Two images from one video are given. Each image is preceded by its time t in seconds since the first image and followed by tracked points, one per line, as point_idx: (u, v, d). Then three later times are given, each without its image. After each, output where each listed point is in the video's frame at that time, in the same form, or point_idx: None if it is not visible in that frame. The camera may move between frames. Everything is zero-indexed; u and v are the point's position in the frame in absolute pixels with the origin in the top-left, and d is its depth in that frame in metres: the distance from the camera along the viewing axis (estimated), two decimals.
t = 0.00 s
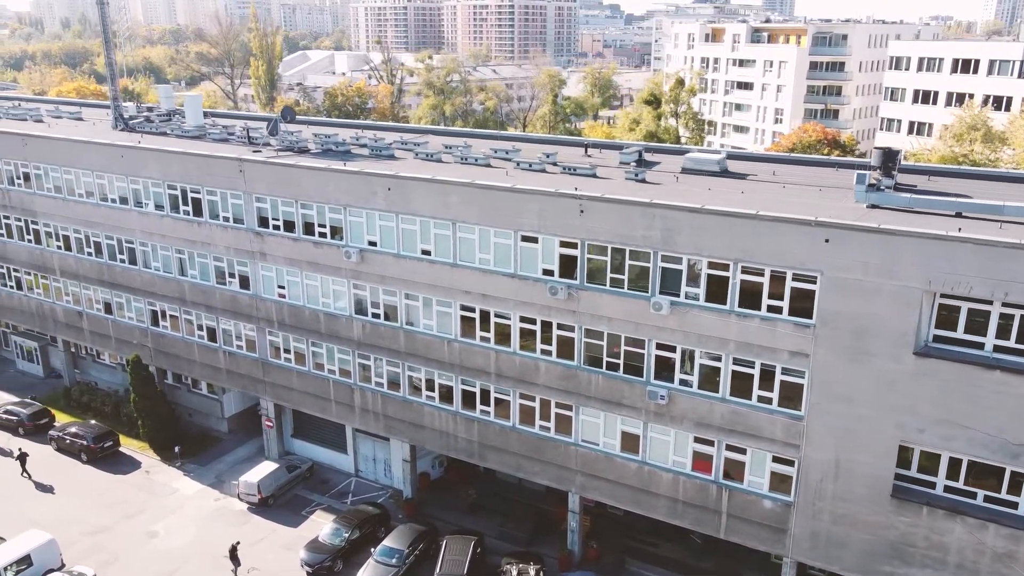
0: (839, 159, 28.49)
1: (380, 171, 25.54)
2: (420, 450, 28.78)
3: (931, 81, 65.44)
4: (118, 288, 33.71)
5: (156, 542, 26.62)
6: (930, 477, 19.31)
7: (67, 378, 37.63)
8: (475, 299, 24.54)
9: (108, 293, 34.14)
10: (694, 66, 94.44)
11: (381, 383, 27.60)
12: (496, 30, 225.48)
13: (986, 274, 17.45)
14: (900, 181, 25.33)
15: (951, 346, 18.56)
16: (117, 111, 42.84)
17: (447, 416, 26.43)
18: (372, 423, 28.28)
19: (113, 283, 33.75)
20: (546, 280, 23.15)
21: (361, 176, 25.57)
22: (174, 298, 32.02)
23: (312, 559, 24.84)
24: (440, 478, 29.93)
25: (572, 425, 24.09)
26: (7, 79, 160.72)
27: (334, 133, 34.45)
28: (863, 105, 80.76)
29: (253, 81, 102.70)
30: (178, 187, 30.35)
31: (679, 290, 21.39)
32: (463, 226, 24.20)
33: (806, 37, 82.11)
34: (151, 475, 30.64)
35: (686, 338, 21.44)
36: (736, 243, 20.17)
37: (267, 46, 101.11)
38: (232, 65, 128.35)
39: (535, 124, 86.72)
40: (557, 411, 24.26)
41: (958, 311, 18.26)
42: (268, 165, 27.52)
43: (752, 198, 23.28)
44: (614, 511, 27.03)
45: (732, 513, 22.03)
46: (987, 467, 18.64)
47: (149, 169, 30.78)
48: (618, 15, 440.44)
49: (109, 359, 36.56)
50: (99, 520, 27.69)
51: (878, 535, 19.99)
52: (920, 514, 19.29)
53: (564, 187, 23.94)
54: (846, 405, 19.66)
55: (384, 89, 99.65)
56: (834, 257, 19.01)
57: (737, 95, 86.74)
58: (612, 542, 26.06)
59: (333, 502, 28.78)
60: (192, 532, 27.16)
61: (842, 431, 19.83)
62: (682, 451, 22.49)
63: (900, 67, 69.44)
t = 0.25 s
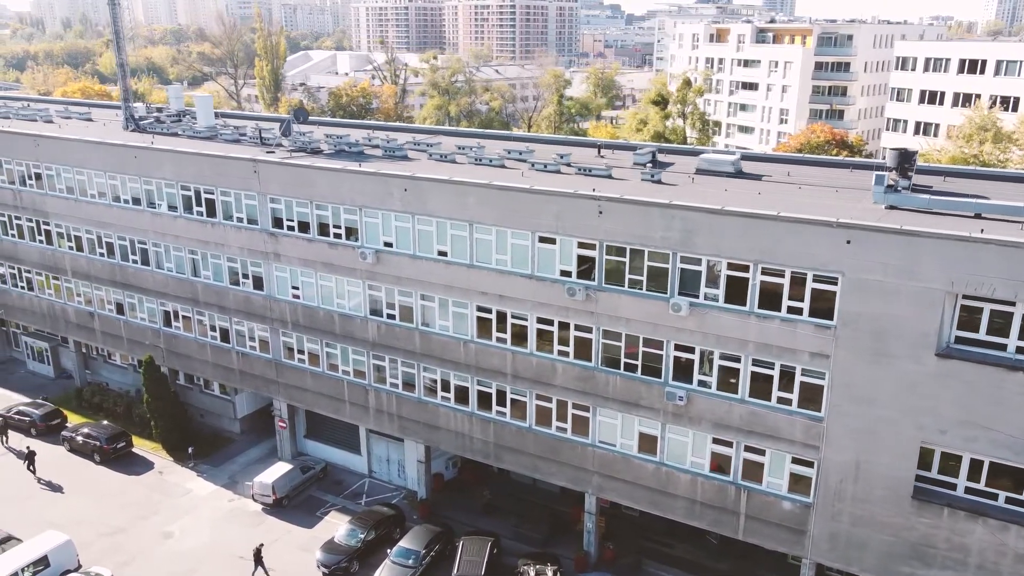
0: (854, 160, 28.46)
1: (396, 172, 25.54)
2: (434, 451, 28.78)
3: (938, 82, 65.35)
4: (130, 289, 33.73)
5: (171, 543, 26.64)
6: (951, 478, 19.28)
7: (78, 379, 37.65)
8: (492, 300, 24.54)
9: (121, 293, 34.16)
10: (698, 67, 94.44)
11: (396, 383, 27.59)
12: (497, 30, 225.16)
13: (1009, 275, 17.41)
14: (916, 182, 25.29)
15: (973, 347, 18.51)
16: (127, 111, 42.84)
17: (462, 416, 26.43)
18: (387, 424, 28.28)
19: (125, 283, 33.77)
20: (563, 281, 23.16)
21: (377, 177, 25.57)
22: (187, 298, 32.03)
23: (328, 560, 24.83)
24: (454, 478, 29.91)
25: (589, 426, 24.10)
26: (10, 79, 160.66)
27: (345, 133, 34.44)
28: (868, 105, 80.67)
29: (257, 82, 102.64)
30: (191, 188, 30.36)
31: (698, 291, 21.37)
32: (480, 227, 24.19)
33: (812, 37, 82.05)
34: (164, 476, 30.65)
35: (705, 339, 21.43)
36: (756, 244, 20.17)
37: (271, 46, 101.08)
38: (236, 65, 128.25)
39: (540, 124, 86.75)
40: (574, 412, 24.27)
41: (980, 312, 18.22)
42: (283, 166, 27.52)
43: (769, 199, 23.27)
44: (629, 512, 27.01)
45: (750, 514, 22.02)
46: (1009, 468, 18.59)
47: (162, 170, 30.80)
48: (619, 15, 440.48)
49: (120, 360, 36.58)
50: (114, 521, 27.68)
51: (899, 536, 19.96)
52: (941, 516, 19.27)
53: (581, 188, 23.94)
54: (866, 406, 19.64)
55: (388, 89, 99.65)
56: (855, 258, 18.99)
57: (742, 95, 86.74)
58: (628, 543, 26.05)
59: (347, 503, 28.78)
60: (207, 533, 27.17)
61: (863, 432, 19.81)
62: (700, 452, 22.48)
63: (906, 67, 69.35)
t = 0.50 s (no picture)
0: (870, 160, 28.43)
1: (413, 173, 25.54)
2: (449, 452, 28.78)
3: (945, 82, 65.31)
4: (143, 289, 33.74)
5: (188, 544, 26.65)
6: (973, 480, 19.27)
7: (89, 380, 37.66)
8: (510, 301, 24.54)
9: (133, 294, 34.17)
10: (703, 67, 94.46)
11: (412, 384, 27.59)
12: (499, 30, 225.14)
13: None
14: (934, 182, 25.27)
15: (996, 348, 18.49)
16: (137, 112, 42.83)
17: (479, 418, 26.44)
18: (402, 424, 28.27)
19: (138, 284, 33.79)
20: (582, 283, 23.16)
21: (394, 178, 25.57)
22: (200, 299, 32.03)
23: (346, 561, 24.85)
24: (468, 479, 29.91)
25: (607, 427, 24.11)
26: (13, 80, 160.61)
27: (358, 134, 34.43)
28: (874, 105, 80.66)
29: (262, 82, 102.65)
30: (206, 189, 30.36)
31: (718, 292, 21.36)
32: (498, 228, 24.20)
33: (817, 37, 81.99)
34: (179, 476, 30.67)
35: (725, 340, 21.43)
36: (778, 245, 20.17)
37: (276, 46, 101.08)
38: (240, 65, 128.21)
39: (545, 125, 86.75)
40: (592, 413, 24.27)
41: (1004, 314, 18.19)
42: (299, 167, 27.52)
43: (787, 200, 23.26)
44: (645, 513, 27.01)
45: (770, 515, 22.01)
46: None
47: (176, 171, 30.80)
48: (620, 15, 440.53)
49: (132, 360, 36.60)
50: (130, 522, 27.69)
51: (920, 538, 19.96)
52: (963, 517, 19.26)
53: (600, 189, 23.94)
54: (888, 407, 19.63)
55: (393, 90, 99.57)
56: (878, 260, 18.98)
57: (747, 95, 86.72)
58: (644, 544, 26.04)
59: (362, 504, 28.78)
60: (223, 534, 27.19)
61: (885, 433, 19.81)
62: (719, 453, 22.48)
63: (912, 68, 69.33)
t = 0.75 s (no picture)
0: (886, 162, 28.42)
1: (431, 175, 25.54)
2: (465, 453, 28.77)
3: (952, 83, 65.29)
4: (157, 291, 33.74)
5: (205, 546, 26.66)
6: (996, 482, 19.24)
7: (101, 381, 37.66)
8: (528, 302, 24.54)
9: (147, 295, 34.17)
10: (708, 67, 94.44)
11: (428, 386, 27.59)
12: (500, 30, 225.12)
13: None
14: (951, 184, 25.25)
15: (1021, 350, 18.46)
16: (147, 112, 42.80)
17: (496, 419, 26.44)
18: (418, 426, 28.26)
19: (152, 285, 33.79)
20: (602, 284, 23.16)
21: (411, 180, 25.56)
22: (215, 300, 32.02)
23: (364, 563, 24.85)
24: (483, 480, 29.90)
25: (626, 428, 24.11)
26: (16, 80, 160.57)
27: (371, 134, 34.42)
28: (880, 106, 80.60)
29: (267, 82, 102.64)
30: (221, 190, 30.35)
31: (740, 294, 21.36)
32: (516, 229, 24.20)
33: (823, 38, 81.93)
34: (193, 477, 30.68)
35: (747, 342, 21.43)
36: (800, 247, 20.17)
37: (280, 47, 101.05)
38: (243, 65, 128.14)
39: (551, 125, 86.73)
40: (610, 415, 24.27)
41: None
42: (315, 168, 27.50)
43: (807, 202, 23.25)
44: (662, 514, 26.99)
45: (791, 517, 22.00)
46: None
47: (191, 172, 30.80)
48: (621, 15, 440.51)
49: (145, 361, 36.61)
50: (146, 523, 27.70)
51: (943, 540, 19.93)
52: (986, 520, 19.23)
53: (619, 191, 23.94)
54: (911, 409, 19.62)
55: (398, 90, 99.53)
56: (901, 262, 18.98)
57: (753, 96, 86.71)
58: (662, 545, 26.02)
59: (378, 505, 28.78)
60: (239, 535, 27.19)
61: (907, 435, 19.80)
62: (740, 455, 22.47)
63: (919, 68, 69.32)
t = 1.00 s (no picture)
0: (903, 163, 28.40)
1: (450, 176, 25.54)
2: (481, 455, 28.77)
3: (960, 83, 65.24)
4: (171, 292, 33.74)
5: (223, 547, 26.67)
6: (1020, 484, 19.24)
7: (114, 382, 37.67)
8: (547, 304, 24.54)
9: (160, 296, 34.17)
10: (713, 68, 94.38)
11: (445, 388, 27.58)
12: (502, 29, 225.04)
13: None
14: (970, 185, 25.23)
15: None
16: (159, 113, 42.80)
17: (514, 421, 26.43)
18: (434, 427, 28.26)
19: (165, 286, 33.79)
20: (622, 286, 23.17)
21: (430, 181, 25.58)
22: (229, 302, 32.02)
23: (382, 565, 24.85)
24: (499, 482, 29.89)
25: (645, 430, 24.11)
26: (19, 81, 160.64)
27: (384, 135, 34.41)
28: (886, 106, 80.53)
29: (271, 82, 102.61)
30: (236, 191, 30.35)
31: (762, 296, 21.36)
32: (536, 231, 24.20)
33: (829, 38, 81.85)
34: (209, 479, 30.68)
35: (768, 344, 21.42)
36: (824, 250, 20.16)
37: (285, 47, 100.98)
38: (247, 65, 128.18)
39: (556, 125, 86.70)
40: (630, 417, 24.28)
41: None
42: (332, 170, 27.49)
43: (827, 204, 23.24)
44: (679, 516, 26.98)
45: (812, 519, 21.98)
46: None
47: (206, 173, 30.81)
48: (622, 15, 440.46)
49: (157, 362, 36.62)
50: (163, 524, 27.72)
51: (966, 542, 19.92)
52: (1010, 522, 19.23)
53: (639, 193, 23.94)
54: (935, 411, 19.61)
55: (402, 90, 99.43)
56: (926, 264, 18.98)
57: (759, 96, 86.66)
58: (680, 547, 26.01)
59: (394, 507, 28.78)
60: (257, 537, 27.20)
61: (931, 438, 19.78)
62: (760, 457, 22.46)
63: (926, 68, 69.29)
